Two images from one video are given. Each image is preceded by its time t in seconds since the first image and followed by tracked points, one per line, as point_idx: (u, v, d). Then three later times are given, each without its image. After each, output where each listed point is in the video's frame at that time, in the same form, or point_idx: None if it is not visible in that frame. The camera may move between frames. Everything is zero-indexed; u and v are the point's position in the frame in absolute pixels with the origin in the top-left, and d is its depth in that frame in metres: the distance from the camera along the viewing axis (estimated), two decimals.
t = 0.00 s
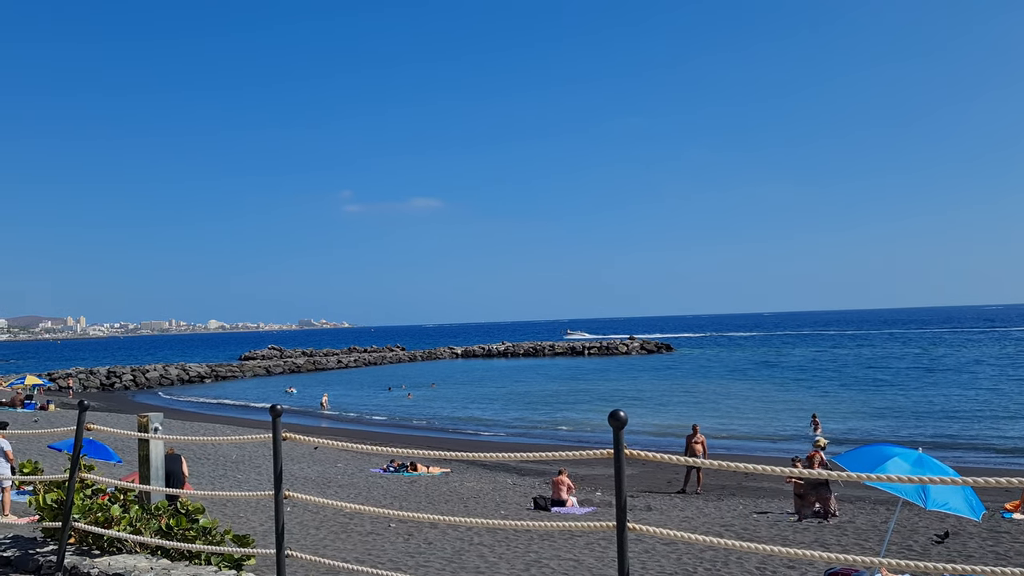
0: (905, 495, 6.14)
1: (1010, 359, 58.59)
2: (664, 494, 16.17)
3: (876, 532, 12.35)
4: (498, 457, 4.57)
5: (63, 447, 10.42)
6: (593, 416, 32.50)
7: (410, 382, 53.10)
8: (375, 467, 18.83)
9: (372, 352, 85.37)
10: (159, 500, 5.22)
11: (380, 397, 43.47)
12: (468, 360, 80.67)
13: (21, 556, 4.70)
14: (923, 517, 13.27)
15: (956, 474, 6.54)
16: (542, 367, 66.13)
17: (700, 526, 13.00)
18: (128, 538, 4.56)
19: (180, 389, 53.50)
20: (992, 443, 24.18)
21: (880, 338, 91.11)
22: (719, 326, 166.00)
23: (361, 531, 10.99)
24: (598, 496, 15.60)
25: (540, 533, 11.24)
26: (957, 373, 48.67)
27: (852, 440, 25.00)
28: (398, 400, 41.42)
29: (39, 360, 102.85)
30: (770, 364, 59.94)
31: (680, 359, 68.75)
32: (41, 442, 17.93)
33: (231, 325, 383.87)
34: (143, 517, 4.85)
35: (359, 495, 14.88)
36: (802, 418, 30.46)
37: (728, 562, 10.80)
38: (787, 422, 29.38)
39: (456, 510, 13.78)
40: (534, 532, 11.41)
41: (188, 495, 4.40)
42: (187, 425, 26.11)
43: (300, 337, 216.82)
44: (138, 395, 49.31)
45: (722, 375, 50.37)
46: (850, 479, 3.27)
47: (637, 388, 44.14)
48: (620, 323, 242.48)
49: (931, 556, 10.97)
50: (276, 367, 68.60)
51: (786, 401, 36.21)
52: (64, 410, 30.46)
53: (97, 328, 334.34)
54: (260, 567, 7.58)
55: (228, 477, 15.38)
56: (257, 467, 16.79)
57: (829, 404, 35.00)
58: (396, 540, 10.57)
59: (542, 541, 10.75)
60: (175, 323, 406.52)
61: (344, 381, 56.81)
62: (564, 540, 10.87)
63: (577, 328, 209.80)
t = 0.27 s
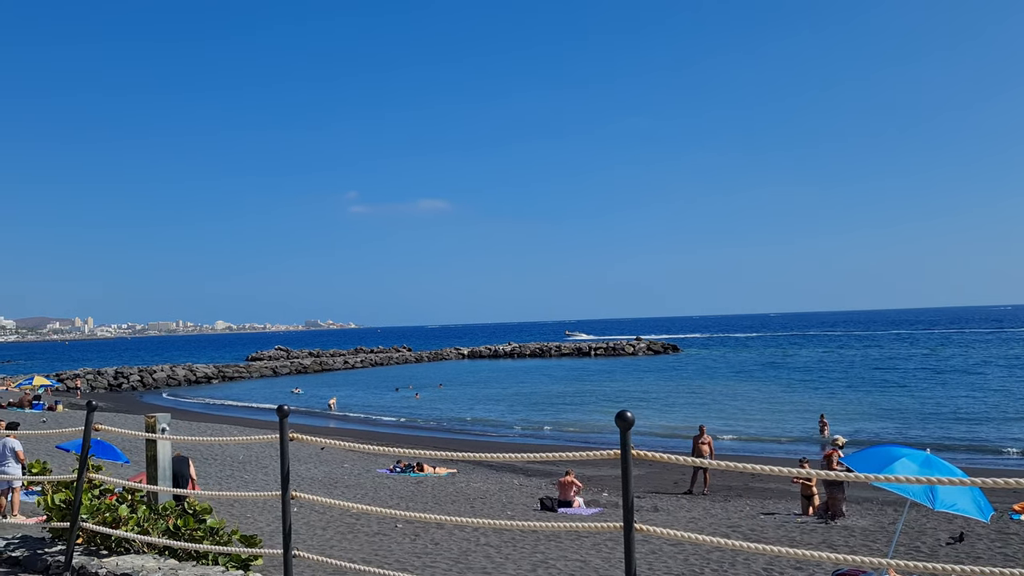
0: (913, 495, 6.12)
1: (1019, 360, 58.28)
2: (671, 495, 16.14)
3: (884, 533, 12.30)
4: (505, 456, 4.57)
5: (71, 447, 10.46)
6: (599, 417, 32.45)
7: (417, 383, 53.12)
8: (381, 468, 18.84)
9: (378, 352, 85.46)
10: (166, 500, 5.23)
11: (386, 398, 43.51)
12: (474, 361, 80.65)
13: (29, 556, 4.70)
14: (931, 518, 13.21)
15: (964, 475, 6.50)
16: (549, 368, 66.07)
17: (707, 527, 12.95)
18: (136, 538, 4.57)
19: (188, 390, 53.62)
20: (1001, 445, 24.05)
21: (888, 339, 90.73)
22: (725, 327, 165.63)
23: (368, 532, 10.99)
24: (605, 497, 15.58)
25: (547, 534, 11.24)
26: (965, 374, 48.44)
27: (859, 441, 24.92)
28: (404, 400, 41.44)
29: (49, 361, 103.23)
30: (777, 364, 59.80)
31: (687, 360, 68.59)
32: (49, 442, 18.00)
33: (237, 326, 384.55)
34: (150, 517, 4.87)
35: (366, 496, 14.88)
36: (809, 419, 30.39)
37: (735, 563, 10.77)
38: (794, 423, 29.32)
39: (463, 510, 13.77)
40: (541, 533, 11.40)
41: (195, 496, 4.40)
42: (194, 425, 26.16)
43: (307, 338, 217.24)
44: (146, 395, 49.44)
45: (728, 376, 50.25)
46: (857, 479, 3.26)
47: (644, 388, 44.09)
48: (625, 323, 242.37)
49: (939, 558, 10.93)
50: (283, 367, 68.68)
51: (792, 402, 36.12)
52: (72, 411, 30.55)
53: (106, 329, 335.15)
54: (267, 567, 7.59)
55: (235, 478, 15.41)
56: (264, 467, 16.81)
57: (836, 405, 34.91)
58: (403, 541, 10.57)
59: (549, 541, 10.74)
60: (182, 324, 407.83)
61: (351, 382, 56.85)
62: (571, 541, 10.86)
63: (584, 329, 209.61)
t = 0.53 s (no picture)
0: (922, 496, 6.10)
1: None
2: (680, 496, 16.12)
3: (893, 534, 12.25)
4: (514, 457, 4.58)
5: (81, 448, 10.50)
6: (607, 417, 32.40)
7: (425, 384, 53.08)
8: (389, 469, 18.85)
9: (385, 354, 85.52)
10: (175, 500, 5.24)
11: (394, 398, 43.55)
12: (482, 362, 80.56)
13: (39, 556, 4.71)
14: (940, 519, 13.17)
15: (973, 476, 6.47)
16: (556, 368, 65.96)
17: (715, 528, 12.92)
18: (145, 538, 4.58)
19: (197, 391, 53.75)
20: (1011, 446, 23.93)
21: (897, 340, 90.30)
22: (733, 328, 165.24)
23: (376, 532, 11.01)
24: (612, 497, 15.56)
25: (555, 534, 11.24)
26: (975, 375, 48.18)
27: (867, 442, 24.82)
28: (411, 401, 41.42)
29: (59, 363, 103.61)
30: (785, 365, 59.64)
31: (694, 361, 68.39)
32: (59, 442, 18.06)
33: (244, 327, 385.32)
34: (159, 518, 4.89)
35: (374, 496, 14.89)
36: (817, 420, 30.31)
37: (744, 564, 10.75)
38: (803, 424, 29.25)
39: (471, 511, 13.78)
40: (549, 534, 11.39)
41: (204, 496, 4.42)
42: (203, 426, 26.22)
43: (314, 340, 217.48)
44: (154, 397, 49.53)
45: (736, 377, 50.14)
46: (865, 480, 3.25)
47: (651, 389, 44.02)
48: (633, 324, 242.05)
49: (949, 559, 10.89)
50: (291, 368, 68.79)
51: (801, 403, 36.03)
52: (81, 412, 30.63)
53: (115, 330, 336.44)
54: (276, 568, 7.61)
55: (244, 478, 15.44)
56: (272, 468, 16.82)
57: (844, 406, 34.82)
58: (411, 541, 10.58)
59: (557, 542, 10.75)
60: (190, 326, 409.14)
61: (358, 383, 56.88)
62: (579, 541, 10.87)
63: (591, 330, 209.38)
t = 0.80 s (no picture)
0: (930, 497, 6.09)
1: None
2: (687, 497, 16.10)
3: (901, 535, 12.21)
4: (522, 458, 4.57)
5: (90, 448, 10.54)
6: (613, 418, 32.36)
7: (432, 385, 53.11)
8: (396, 469, 18.87)
9: (392, 354, 85.51)
10: (183, 501, 5.25)
11: (401, 399, 43.59)
12: (488, 363, 80.57)
13: (48, 556, 4.73)
14: (949, 519, 13.12)
15: (982, 477, 6.44)
16: (563, 369, 65.87)
17: (723, 529, 12.90)
18: (153, 539, 4.60)
19: (205, 392, 53.91)
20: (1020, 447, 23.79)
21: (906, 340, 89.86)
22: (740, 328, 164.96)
23: (383, 533, 11.02)
24: (619, 498, 15.54)
25: (562, 535, 11.24)
26: (984, 376, 47.90)
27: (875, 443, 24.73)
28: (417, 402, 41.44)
29: (67, 363, 103.99)
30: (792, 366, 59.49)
31: (701, 362, 68.26)
32: (68, 443, 18.14)
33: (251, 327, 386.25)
34: (167, 518, 4.90)
35: (380, 497, 14.91)
36: (825, 420, 30.25)
37: (751, 565, 10.73)
38: (811, 424, 29.19)
39: (478, 511, 13.78)
40: (556, 534, 11.39)
41: (211, 497, 4.43)
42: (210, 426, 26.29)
43: (320, 341, 217.74)
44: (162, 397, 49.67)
45: (743, 378, 50.07)
46: (873, 481, 3.24)
47: (658, 390, 43.96)
48: (639, 324, 241.62)
49: (958, 560, 10.84)
50: (298, 369, 68.92)
51: (808, 403, 35.95)
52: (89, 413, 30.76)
53: (122, 331, 337.50)
54: (283, 569, 7.62)
55: (252, 479, 15.48)
56: (279, 469, 16.85)
57: (851, 407, 34.73)
58: (418, 542, 10.59)
59: (564, 543, 10.75)
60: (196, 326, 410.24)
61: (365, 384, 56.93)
62: (586, 542, 10.86)
63: (598, 330, 209.28)
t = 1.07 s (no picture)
0: (938, 498, 6.06)
1: None
2: (694, 497, 16.06)
3: (909, 536, 12.18)
4: (529, 458, 4.57)
5: (98, 448, 10.59)
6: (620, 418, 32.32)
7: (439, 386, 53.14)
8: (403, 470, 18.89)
9: (400, 354, 85.60)
10: (191, 501, 5.26)
11: (407, 399, 43.60)
12: (495, 363, 80.58)
13: (57, 556, 4.74)
14: (958, 520, 13.07)
15: (991, 477, 6.42)
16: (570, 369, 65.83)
17: (730, 530, 12.86)
18: (161, 539, 4.60)
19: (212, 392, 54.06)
20: None
21: (914, 341, 89.46)
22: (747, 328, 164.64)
23: (391, 533, 11.03)
24: (627, 499, 15.52)
25: (569, 535, 11.24)
26: (993, 377, 47.63)
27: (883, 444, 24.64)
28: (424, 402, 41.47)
29: (78, 363, 104.55)
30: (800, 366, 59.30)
31: (708, 362, 68.14)
32: (76, 443, 18.22)
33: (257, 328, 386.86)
34: (175, 518, 4.91)
35: (387, 497, 14.92)
36: (832, 421, 30.16)
37: (759, 566, 10.71)
38: (818, 425, 29.10)
39: (484, 511, 13.78)
40: (563, 534, 11.41)
41: (219, 497, 4.46)
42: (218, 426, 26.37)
43: (327, 341, 218.13)
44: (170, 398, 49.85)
45: (749, 378, 49.97)
46: (883, 482, 3.23)
47: (665, 390, 43.88)
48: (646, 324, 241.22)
49: (966, 561, 10.80)
50: (305, 369, 69.01)
51: (815, 404, 35.86)
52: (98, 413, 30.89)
53: (130, 332, 339.06)
54: (291, 569, 7.64)
55: (259, 479, 15.50)
56: (287, 469, 16.88)
57: (859, 407, 34.63)
58: (425, 542, 10.61)
59: (571, 543, 10.74)
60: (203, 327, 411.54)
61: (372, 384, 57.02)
62: (593, 542, 10.86)
63: (604, 330, 209.04)
